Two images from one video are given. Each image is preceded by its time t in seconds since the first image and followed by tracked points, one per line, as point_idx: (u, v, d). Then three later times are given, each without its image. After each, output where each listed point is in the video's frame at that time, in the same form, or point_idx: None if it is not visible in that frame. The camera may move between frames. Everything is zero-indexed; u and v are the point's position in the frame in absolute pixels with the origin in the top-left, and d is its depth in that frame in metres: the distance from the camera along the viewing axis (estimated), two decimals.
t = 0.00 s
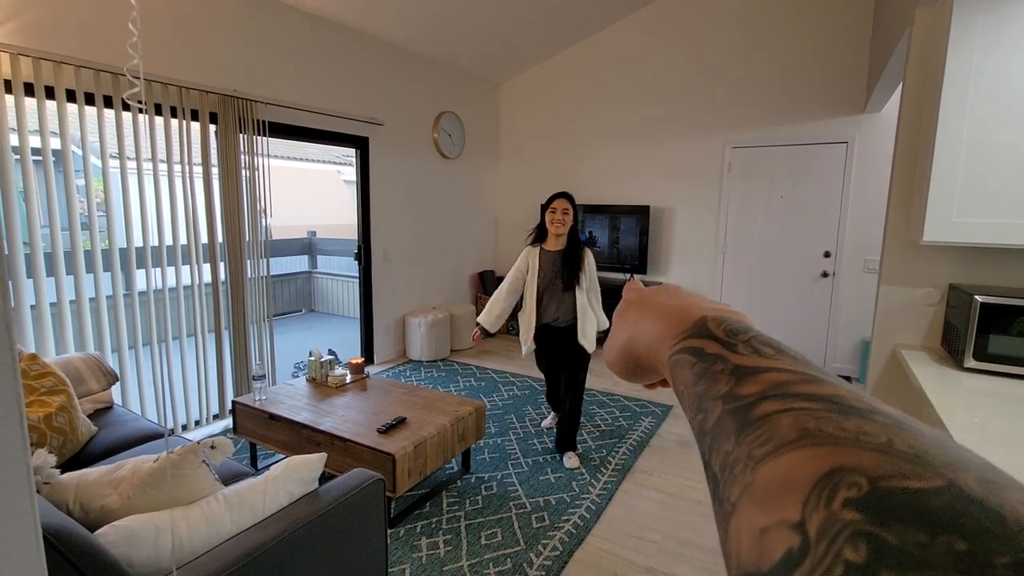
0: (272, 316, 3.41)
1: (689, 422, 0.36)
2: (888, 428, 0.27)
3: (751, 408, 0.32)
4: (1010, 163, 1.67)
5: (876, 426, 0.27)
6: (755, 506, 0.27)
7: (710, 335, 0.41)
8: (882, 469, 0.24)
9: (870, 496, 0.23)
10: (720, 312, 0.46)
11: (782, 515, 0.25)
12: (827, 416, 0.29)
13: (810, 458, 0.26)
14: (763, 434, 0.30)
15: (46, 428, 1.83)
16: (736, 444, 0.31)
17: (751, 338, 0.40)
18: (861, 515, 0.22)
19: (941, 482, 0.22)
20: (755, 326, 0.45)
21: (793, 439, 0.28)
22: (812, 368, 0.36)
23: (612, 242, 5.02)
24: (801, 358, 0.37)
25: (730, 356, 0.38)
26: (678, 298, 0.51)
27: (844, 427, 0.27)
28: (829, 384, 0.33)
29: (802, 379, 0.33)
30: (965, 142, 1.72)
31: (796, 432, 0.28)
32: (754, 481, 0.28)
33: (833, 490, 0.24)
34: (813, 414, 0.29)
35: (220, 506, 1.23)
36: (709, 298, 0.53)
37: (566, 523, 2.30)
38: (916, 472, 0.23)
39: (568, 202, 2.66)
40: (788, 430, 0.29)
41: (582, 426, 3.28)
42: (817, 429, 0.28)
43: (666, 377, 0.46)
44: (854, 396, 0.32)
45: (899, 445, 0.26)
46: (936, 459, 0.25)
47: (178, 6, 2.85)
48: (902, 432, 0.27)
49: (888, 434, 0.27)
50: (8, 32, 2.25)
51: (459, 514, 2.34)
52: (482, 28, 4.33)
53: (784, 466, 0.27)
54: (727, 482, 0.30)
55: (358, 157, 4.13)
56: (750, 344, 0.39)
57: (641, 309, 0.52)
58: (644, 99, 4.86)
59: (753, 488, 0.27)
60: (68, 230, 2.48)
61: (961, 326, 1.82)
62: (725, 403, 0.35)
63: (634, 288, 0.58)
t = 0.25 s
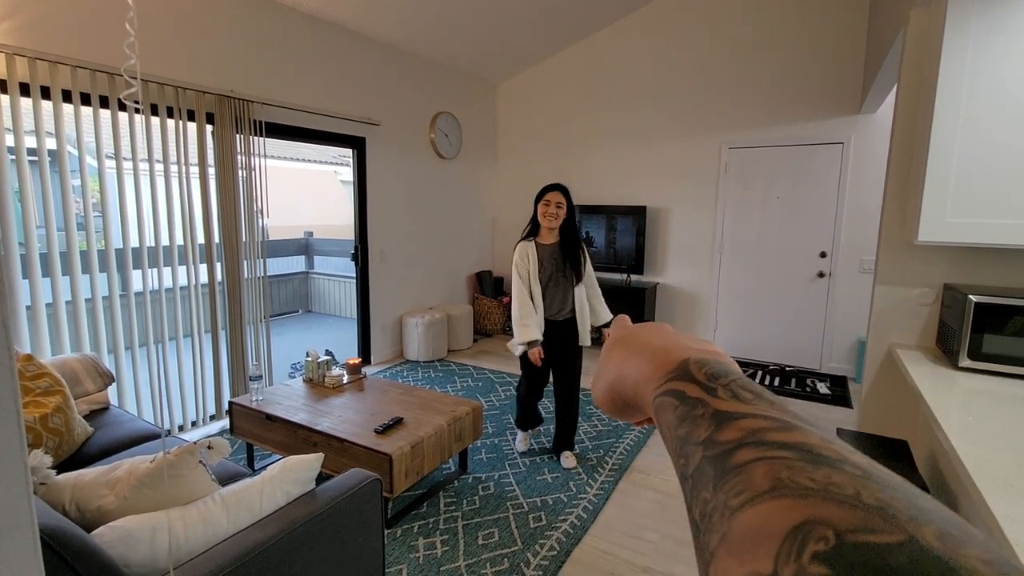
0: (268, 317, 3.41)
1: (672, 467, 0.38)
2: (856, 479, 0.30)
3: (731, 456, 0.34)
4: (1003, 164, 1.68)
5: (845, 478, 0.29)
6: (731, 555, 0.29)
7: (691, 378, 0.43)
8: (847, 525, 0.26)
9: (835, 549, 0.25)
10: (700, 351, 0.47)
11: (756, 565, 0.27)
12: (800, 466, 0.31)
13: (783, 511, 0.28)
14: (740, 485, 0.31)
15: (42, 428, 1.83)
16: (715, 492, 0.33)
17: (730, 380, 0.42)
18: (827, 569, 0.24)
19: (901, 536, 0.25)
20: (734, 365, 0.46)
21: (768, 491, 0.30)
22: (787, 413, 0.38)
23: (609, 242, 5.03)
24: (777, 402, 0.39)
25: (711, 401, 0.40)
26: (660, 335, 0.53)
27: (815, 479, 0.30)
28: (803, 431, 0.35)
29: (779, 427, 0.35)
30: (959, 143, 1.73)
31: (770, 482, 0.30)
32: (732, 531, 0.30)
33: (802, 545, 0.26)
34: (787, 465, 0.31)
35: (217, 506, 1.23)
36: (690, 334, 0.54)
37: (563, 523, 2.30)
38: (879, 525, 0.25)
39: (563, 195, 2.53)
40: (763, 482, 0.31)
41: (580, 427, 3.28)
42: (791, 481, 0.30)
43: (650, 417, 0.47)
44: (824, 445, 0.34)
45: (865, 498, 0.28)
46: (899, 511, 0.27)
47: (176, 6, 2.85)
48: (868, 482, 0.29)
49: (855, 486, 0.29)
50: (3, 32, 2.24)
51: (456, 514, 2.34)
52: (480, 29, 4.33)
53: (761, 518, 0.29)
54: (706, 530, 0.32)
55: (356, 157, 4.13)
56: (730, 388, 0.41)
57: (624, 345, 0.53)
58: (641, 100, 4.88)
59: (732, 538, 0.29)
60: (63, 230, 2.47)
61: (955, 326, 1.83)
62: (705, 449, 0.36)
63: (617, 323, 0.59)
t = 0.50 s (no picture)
0: (265, 317, 3.39)
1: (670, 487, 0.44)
2: (836, 503, 0.37)
3: (724, 480, 0.41)
4: (1000, 164, 1.69)
5: (826, 504, 0.37)
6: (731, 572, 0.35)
7: (687, 401, 0.48)
8: (831, 552, 0.33)
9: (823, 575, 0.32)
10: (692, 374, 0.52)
11: None
12: (790, 494, 0.38)
13: (777, 536, 0.35)
14: (737, 511, 0.38)
15: (38, 429, 1.83)
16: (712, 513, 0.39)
17: (722, 402, 0.48)
18: None
19: (874, 560, 0.32)
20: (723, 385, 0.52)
21: (760, 518, 0.37)
22: (770, 432, 0.45)
23: (607, 242, 5.03)
24: (763, 423, 0.46)
25: (705, 424, 0.46)
26: (653, 353, 0.58)
27: (803, 506, 0.36)
28: (788, 454, 0.42)
29: (768, 453, 0.42)
30: (956, 143, 1.74)
31: (764, 509, 0.37)
32: (729, 551, 0.36)
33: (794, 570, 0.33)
34: (778, 493, 0.38)
35: (214, 506, 1.23)
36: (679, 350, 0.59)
37: (561, 522, 2.30)
38: (865, 555, 0.32)
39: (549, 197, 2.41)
40: (754, 508, 0.37)
41: (577, 427, 3.28)
42: (784, 510, 0.37)
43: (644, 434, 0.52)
44: (801, 464, 0.41)
45: (843, 522, 0.35)
46: (869, 533, 0.34)
47: (174, 6, 2.84)
48: (847, 506, 0.37)
49: (835, 512, 0.36)
50: None
51: (454, 514, 2.34)
52: (479, 29, 4.33)
53: (757, 540, 0.36)
54: (706, 547, 0.38)
55: (353, 157, 4.12)
56: (722, 412, 0.46)
57: (620, 363, 0.58)
58: (639, 100, 4.89)
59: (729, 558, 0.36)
60: (59, 230, 2.46)
61: (952, 325, 1.84)
62: (697, 473, 0.42)
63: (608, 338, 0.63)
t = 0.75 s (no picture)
0: (265, 317, 3.40)
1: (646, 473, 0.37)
2: (822, 485, 0.30)
3: (701, 462, 0.34)
4: (999, 164, 1.70)
5: (811, 484, 0.30)
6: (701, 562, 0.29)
7: (667, 385, 0.43)
8: (810, 530, 0.26)
9: (798, 554, 0.25)
10: (678, 359, 0.48)
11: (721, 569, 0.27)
12: (769, 473, 0.31)
13: (751, 514, 0.28)
14: (710, 492, 0.32)
15: (39, 429, 1.83)
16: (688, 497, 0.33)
17: (705, 388, 0.43)
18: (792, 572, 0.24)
19: (861, 540, 0.25)
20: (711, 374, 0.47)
21: (736, 497, 0.30)
22: (757, 420, 0.39)
23: (606, 242, 5.03)
24: (751, 410, 0.40)
25: (684, 407, 0.40)
26: (638, 340, 0.53)
27: (781, 483, 0.30)
28: (774, 438, 0.35)
29: (751, 434, 0.36)
30: (955, 143, 1.74)
31: (741, 487, 0.31)
32: (700, 538, 0.30)
33: (767, 551, 0.26)
34: (756, 470, 0.31)
35: (215, 507, 1.23)
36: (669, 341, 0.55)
37: (560, 522, 2.31)
38: (842, 533, 0.26)
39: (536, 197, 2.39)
40: (731, 487, 0.31)
41: (577, 426, 3.29)
42: (760, 487, 0.30)
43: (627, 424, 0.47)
44: (792, 451, 0.34)
45: (829, 504, 0.28)
46: (860, 515, 0.27)
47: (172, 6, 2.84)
48: (835, 489, 0.30)
49: (820, 492, 0.29)
50: None
51: (454, 514, 2.34)
52: (478, 29, 4.33)
53: (730, 520, 0.29)
54: (677, 536, 0.32)
55: (352, 157, 4.12)
56: (704, 395, 0.41)
57: (603, 349, 0.53)
58: (638, 100, 4.89)
59: (699, 546, 0.29)
60: (60, 230, 2.46)
61: (952, 325, 1.85)
62: (675, 456, 0.36)
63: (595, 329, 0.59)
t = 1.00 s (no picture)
0: (269, 317, 3.40)
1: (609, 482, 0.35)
2: (778, 487, 0.28)
3: (660, 469, 0.33)
4: (1006, 164, 1.69)
5: (765, 487, 0.28)
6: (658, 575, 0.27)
7: (631, 390, 0.41)
8: (763, 535, 0.25)
9: (749, 562, 0.24)
10: (644, 362, 0.46)
11: None
12: (725, 477, 0.29)
13: (706, 522, 0.26)
14: (667, 501, 0.30)
15: (46, 428, 1.84)
16: (648, 506, 0.31)
17: (667, 391, 0.41)
18: None
19: (811, 544, 0.24)
20: (678, 376, 0.45)
21: (692, 503, 0.28)
22: (722, 420, 0.37)
23: (609, 242, 5.03)
24: (715, 410, 0.38)
25: (648, 412, 0.38)
26: (607, 342, 0.52)
27: (735, 487, 0.28)
28: (734, 439, 0.34)
29: (711, 436, 0.34)
30: (962, 143, 1.74)
31: (696, 493, 0.29)
32: (657, 547, 0.28)
33: (720, 558, 0.24)
34: (713, 475, 0.30)
35: (221, 506, 1.24)
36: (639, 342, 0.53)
37: (563, 523, 2.31)
38: (788, 535, 0.24)
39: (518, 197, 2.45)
40: (689, 493, 0.29)
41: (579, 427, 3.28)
42: (714, 491, 0.28)
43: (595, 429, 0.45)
44: (753, 452, 0.33)
45: (784, 507, 0.27)
46: (813, 517, 0.26)
47: (176, 7, 2.85)
48: (790, 490, 0.28)
49: (775, 495, 0.28)
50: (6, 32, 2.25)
51: (457, 514, 2.35)
52: (481, 29, 4.34)
53: (684, 530, 0.27)
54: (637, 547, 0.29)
55: (355, 157, 4.13)
56: (666, 398, 0.39)
57: (573, 353, 0.52)
58: (641, 100, 4.88)
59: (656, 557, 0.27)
60: (66, 230, 2.48)
61: (959, 326, 1.84)
62: (639, 463, 0.35)
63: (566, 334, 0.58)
